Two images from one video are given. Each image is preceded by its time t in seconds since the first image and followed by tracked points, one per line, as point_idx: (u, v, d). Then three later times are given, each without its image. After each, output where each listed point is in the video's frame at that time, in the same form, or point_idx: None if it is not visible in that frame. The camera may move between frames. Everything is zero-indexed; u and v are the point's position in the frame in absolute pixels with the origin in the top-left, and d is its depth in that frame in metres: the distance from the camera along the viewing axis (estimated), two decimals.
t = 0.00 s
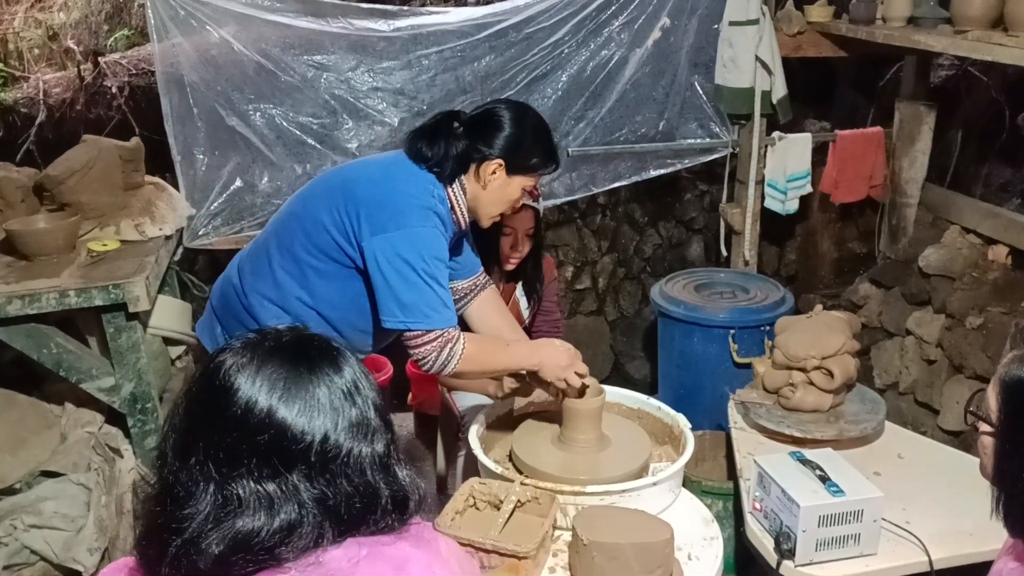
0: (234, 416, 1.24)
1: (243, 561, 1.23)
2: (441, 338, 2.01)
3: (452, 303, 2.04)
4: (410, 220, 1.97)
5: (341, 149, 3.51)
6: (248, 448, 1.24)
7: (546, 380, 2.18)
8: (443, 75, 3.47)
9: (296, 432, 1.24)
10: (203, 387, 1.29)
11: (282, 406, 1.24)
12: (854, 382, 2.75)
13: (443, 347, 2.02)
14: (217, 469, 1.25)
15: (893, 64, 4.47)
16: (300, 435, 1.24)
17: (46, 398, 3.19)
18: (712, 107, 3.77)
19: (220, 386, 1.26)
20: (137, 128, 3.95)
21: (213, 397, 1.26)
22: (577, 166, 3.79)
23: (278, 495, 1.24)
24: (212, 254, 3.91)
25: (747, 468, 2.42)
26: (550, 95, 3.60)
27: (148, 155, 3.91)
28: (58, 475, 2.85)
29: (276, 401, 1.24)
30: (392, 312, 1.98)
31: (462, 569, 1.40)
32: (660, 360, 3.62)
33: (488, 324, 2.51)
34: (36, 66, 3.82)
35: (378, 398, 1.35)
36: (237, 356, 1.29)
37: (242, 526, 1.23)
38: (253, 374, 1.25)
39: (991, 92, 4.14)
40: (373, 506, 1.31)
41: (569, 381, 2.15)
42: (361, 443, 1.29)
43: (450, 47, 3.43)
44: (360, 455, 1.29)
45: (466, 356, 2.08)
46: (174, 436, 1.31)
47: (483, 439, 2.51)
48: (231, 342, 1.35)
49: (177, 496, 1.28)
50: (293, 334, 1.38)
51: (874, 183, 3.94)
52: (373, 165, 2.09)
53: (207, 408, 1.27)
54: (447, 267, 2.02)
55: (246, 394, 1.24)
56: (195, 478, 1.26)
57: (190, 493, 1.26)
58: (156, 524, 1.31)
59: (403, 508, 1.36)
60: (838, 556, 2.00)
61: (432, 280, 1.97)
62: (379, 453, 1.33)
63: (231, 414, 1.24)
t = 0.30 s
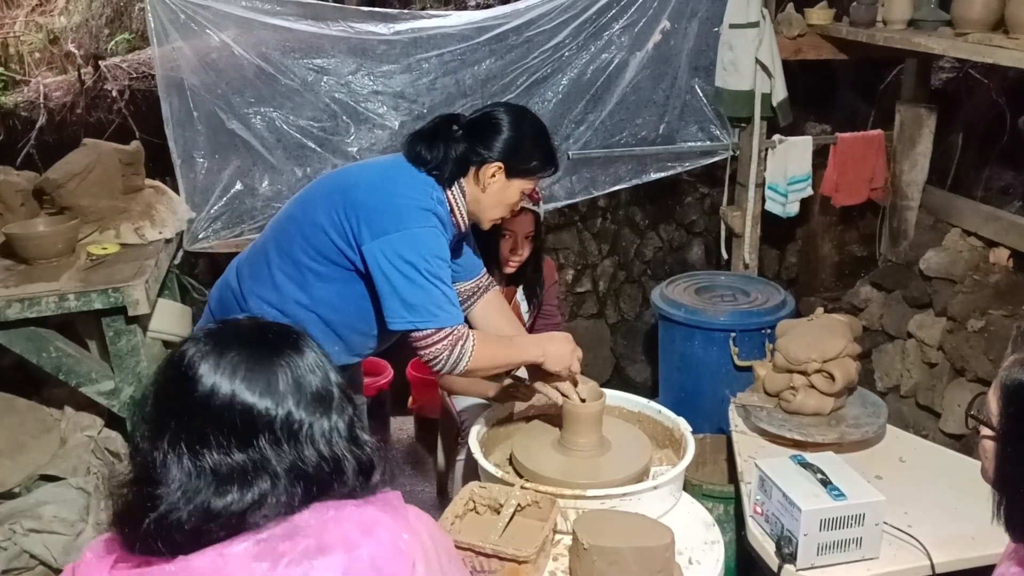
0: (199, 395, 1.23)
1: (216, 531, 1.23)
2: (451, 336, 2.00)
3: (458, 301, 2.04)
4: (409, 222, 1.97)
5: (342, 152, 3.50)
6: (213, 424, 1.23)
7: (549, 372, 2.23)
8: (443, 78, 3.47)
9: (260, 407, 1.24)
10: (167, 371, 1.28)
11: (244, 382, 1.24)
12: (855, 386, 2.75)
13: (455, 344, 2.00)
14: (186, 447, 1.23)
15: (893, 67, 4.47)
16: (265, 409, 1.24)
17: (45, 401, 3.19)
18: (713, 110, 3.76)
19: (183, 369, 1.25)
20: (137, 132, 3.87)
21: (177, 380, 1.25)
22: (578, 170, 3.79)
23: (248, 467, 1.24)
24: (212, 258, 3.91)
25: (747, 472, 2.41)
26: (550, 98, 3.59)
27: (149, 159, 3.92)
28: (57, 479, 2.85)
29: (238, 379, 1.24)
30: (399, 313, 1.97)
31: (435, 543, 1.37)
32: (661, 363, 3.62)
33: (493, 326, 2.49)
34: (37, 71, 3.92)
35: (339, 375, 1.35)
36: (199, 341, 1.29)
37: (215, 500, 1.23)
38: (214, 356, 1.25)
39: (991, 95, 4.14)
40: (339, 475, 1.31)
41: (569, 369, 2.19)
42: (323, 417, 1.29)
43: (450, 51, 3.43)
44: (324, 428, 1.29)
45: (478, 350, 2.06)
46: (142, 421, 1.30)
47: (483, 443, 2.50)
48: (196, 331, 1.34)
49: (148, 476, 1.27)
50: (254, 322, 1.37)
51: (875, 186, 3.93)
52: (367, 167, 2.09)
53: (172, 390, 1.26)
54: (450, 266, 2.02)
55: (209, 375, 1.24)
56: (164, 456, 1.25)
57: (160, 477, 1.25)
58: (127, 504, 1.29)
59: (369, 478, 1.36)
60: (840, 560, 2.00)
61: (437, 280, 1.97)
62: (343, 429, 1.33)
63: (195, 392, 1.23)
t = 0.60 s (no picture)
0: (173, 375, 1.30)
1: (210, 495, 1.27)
2: (454, 336, 1.99)
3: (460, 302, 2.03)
4: (408, 224, 1.96)
5: (341, 154, 3.50)
6: (195, 393, 1.30)
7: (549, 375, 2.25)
8: (442, 80, 3.47)
9: (232, 373, 1.33)
10: (131, 369, 1.32)
11: (209, 355, 1.33)
12: (855, 387, 2.74)
13: (460, 343, 2.00)
14: (176, 420, 1.29)
15: (893, 67, 4.46)
16: (237, 373, 1.34)
17: (44, 403, 3.20)
18: (712, 111, 3.76)
19: (149, 362, 1.32)
20: (136, 133, 3.87)
21: (147, 369, 1.31)
22: (577, 171, 3.79)
23: (236, 427, 1.31)
24: (211, 259, 3.90)
25: (746, 474, 2.41)
26: (549, 99, 3.59)
27: (148, 160, 3.92)
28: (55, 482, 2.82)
29: (203, 355, 1.33)
30: (399, 315, 1.96)
31: (388, 503, 1.43)
32: (661, 365, 3.61)
33: (494, 327, 2.48)
34: (36, 72, 3.93)
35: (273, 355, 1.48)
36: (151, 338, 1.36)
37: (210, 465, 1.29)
38: (171, 343, 1.34)
39: (991, 96, 4.13)
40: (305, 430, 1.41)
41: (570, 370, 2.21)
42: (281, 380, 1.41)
43: (449, 52, 3.42)
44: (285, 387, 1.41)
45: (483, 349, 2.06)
46: (107, 421, 1.30)
47: (481, 446, 2.49)
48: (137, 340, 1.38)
49: (131, 464, 1.28)
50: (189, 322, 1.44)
51: (875, 187, 3.93)
52: (365, 169, 2.09)
53: (144, 379, 1.30)
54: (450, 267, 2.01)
55: (178, 360, 1.32)
56: (148, 439, 1.28)
57: (137, 461, 1.28)
58: (107, 495, 1.29)
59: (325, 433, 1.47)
60: (839, 562, 1.99)
61: (437, 282, 1.96)
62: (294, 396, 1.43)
63: (170, 372, 1.30)
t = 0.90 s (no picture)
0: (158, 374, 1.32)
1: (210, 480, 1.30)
2: (455, 340, 2.00)
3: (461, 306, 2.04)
4: (409, 230, 1.97)
5: (343, 156, 3.51)
6: (185, 389, 1.33)
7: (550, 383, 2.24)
8: (443, 82, 3.48)
9: (212, 371, 1.39)
10: (108, 372, 1.32)
11: (185, 354, 1.38)
12: (855, 389, 2.74)
13: (461, 347, 2.01)
14: (170, 415, 1.31)
15: (893, 69, 4.47)
16: (216, 370, 1.40)
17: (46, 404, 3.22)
18: (713, 112, 3.76)
19: (125, 365, 1.33)
20: (138, 135, 3.89)
21: (131, 369, 1.32)
22: (578, 173, 3.80)
23: (226, 420, 1.36)
24: (213, 260, 3.91)
25: (747, 475, 2.41)
26: (550, 101, 3.60)
27: (150, 161, 3.94)
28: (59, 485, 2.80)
29: (180, 355, 1.37)
30: (400, 319, 1.98)
31: (344, 484, 1.47)
32: (661, 366, 3.62)
33: (499, 329, 2.49)
34: (39, 73, 3.92)
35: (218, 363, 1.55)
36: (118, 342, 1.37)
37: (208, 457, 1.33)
38: (143, 346, 1.36)
39: (991, 97, 4.13)
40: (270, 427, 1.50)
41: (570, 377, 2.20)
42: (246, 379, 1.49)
43: (451, 54, 3.43)
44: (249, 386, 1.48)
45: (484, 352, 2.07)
46: (90, 422, 1.29)
47: (482, 447, 2.50)
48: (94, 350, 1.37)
49: (123, 462, 1.28)
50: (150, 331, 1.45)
51: (875, 188, 3.94)
52: (366, 173, 2.10)
53: (127, 379, 1.31)
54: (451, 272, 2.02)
55: (159, 362, 1.34)
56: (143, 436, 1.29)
57: (133, 455, 1.28)
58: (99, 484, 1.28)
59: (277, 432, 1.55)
60: (839, 564, 2.00)
61: (438, 287, 1.97)
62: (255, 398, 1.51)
63: (156, 372, 1.33)
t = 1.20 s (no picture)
0: (158, 379, 1.31)
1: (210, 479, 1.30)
2: (436, 354, 2.00)
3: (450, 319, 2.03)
4: (408, 236, 1.96)
5: (347, 157, 3.50)
6: (186, 392, 1.33)
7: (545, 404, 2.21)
8: (447, 83, 3.47)
9: (212, 372, 1.39)
10: (108, 376, 1.30)
11: (185, 355, 1.37)
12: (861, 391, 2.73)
13: (438, 363, 2.00)
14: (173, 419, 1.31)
15: (897, 70, 4.46)
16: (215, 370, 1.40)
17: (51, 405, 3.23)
18: (717, 114, 3.76)
19: (126, 368, 1.31)
20: (142, 136, 3.94)
21: (133, 373, 1.31)
22: (582, 174, 3.79)
23: (228, 422, 1.37)
24: (217, 262, 3.92)
25: (752, 477, 2.41)
26: (555, 102, 3.59)
27: (154, 163, 3.94)
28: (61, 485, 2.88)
29: (178, 355, 1.37)
30: (388, 328, 1.97)
31: (345, 491, 1.46)
32: (666, 367, 3.61)
33: (501, 331, 2.46)
34: (42, 75, 3.83)
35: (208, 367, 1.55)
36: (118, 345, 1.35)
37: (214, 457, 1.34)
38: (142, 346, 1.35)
39: (996, 98, 4.12)
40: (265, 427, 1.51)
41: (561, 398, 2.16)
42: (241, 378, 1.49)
43: (455, 56, 3.43)
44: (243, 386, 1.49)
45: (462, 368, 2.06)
46: (89, 428, 1.28)
47: (488, 450, 2.50)
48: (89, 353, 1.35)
49: (125, 468, 1.28)
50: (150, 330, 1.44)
51: (879, 189, 3.93)
52: (370, 177, 2.10)
53: (128, 384, 1.30)
54: (445, 282, 2.01)
55: (158, 364, 1.33)
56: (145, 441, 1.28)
57: (134, 461, 1.28)
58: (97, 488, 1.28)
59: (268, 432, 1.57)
60: (846, 566, 1.99)
61: (429, 298, 1.96)
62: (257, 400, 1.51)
63: (157, 375, 1.32)
